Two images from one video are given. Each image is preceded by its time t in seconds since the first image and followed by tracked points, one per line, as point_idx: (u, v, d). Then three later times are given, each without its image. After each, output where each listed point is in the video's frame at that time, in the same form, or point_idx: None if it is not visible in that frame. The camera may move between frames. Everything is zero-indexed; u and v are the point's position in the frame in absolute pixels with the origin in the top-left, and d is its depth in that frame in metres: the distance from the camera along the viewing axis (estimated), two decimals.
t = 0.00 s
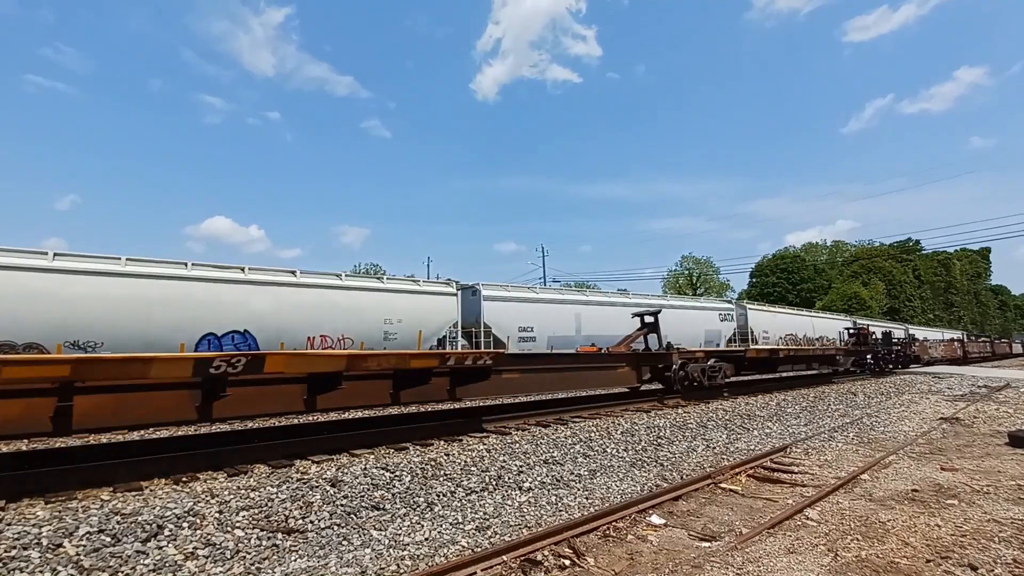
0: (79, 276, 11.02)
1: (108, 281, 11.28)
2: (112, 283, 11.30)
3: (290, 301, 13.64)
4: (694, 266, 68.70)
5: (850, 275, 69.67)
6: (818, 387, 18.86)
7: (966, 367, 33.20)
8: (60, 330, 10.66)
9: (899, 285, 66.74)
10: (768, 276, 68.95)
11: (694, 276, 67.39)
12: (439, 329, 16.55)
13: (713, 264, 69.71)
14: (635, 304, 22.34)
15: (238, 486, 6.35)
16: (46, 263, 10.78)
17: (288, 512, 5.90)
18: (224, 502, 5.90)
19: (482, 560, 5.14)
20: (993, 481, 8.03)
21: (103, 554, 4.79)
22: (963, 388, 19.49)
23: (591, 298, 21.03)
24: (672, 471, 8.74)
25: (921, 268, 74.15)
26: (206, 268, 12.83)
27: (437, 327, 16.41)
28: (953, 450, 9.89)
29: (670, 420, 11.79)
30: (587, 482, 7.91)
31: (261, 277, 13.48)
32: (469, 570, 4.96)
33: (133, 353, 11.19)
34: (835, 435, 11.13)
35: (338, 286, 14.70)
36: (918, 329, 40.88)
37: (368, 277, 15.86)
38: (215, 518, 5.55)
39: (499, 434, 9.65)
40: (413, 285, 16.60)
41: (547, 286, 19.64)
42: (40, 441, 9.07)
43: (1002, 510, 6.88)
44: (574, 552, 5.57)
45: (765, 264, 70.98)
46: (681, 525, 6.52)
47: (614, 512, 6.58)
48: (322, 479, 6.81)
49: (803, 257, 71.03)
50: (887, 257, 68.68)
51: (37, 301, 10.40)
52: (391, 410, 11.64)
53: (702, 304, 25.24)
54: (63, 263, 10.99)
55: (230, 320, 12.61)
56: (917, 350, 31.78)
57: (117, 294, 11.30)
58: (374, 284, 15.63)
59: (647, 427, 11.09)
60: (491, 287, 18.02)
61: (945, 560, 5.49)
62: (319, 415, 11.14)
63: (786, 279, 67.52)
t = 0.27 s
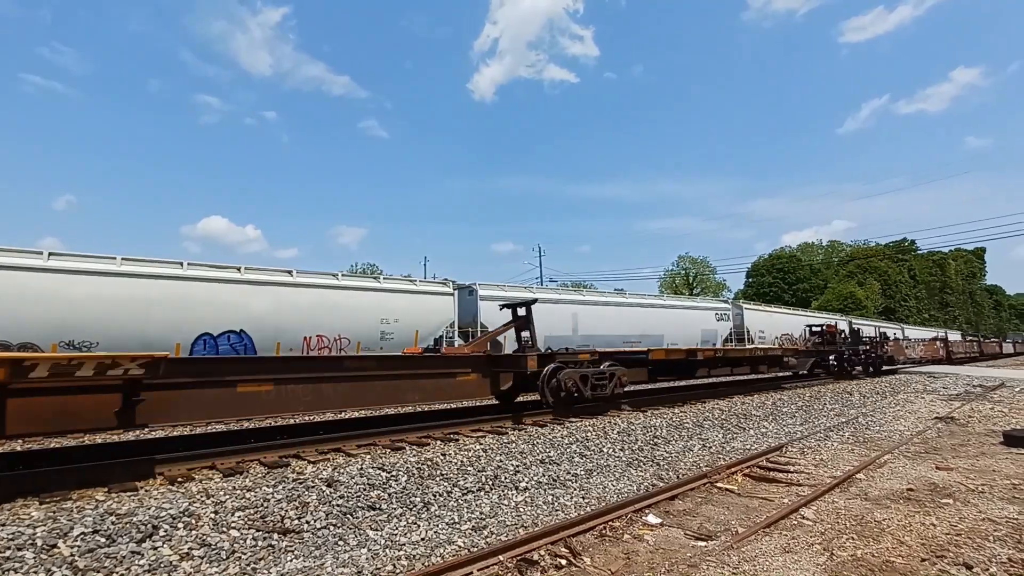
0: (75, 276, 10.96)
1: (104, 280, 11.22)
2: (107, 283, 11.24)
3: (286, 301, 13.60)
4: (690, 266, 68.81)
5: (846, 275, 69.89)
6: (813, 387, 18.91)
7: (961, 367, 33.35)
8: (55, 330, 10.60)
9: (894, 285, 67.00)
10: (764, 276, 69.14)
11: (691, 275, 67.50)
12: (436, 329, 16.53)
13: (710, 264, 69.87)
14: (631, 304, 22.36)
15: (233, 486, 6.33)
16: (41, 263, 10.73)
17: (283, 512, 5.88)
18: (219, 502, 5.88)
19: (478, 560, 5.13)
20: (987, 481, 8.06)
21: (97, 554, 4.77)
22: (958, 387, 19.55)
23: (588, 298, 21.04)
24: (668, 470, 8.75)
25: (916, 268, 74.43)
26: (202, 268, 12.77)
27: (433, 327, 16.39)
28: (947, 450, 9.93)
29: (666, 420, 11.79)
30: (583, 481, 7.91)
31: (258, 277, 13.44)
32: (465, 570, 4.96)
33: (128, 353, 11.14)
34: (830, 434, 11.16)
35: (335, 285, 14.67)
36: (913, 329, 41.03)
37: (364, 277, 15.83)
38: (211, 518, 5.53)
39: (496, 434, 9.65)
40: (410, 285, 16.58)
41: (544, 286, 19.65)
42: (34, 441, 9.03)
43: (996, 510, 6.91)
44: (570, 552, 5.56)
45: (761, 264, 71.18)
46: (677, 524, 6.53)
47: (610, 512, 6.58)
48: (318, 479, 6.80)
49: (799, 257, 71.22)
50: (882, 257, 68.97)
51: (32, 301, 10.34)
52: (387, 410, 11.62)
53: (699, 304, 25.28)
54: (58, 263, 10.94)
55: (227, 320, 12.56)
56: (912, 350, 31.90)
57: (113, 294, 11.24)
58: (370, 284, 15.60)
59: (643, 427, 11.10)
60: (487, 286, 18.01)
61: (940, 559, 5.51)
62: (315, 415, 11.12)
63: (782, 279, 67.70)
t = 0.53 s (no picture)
0: (66, 275, 10.88)
1: (95, 281, 11.15)
2: (99, 283, 11.16)
3: (279, 301, 13.55)
4: (684, 267, 69.02)
5: (838, 276, 70.29)
6: (806, 387, 19.02)
7: (952, 367, 33.61)
8: (45, 331, 10.51)
9: (886, 286, 67.44)
10: (757, 276, 69.45)
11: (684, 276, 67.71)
12: (430, 329, 16.51)
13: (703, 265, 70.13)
14: (625, 304, 22.41)
15: (226, 487, 6.31)
16: (31, 263, 10.63)
17: (277, 514, 5.86)
18: (212, 503, 5.85)
19: (473, 561, 5.13)
20: (977, 480, 8.14)
21: (89, 557, 4.74)
22: (948, 387, 19.69)
23: (582, 298, 21.08)
24: (662, 470, 8.77)
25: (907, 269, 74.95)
26: (194, 268, 12.70)
27: (427, 327, 16.37)
28: (938, 449, 10.01)
29: (660, 420, 11.83)
30: (577, 481, 7.92)
31: (251, 277, 13.39)
32: (459, 570, 4.96)
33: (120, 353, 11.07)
34: (823, 434, 11.23)
35: (329, 286, 14.64)
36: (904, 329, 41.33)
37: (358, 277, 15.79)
38: (203, 520, 5.51)
39: (490, 434, 9.65)
40: (404, 286, 16.56)
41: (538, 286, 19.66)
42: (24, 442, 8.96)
43: (986, 508, 6.98)
44: (565, 552, 5.57)
45: (754, 264, 71.51)
46: (670, 524, 6.55)
47: (604, 512, 6.59)
48: (311, 480, 6.78)
49: (792, 257, 71.56)
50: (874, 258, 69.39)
51: (21, 301, 10.25)
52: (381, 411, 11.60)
53: (692, 304, 25.37)
54: (48, 263, 10.84)
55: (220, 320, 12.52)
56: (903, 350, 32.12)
57: (104, 294, 11.17)
58: (364, 284, 15.56)
59: (637, 427, 11.12)
60: (481, 287, 18.00)
61: (930, 558, 5.56)
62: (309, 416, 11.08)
63: (775, 279, 68.01)
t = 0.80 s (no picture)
0: (53, 274, 10.77)
1: (82, 280, 11.06)
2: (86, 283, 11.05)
3: (270, 301, 13.48)
4: (675, 267, 69.32)
5: (827, 277, 70.85)
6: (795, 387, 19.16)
7: (938, 367, 33.97)
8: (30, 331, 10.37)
9: (874, 286, 68.08)
10: (747, 277, 69.88)
11: (675, 276, 67.99)
12: (421, 329, 16.49)
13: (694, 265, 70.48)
14: (617, 304, 22.48)
15: (215, 489, 6.27)
16: (16, 261, 10.47)
17: (267, 515, 5.83)
18: (201, 505, 5.82)
19: (464, 561, 5.14)
20: (963, 479, 8.24)
21: (75, 559, 4.70)
22: (935, 387, 19.92)
23: (574, 298, 21.11)
24: (653, 470, 8.82)
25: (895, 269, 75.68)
26: (184, 268, 12.61)
27: (419, 327, 16.35)
28: (925, 448, 10.12)
29: (651, 420, 11.88)
30: (568, 481, 7.94)
31: (241, 276, 13.31)
32: (450, 571, 4.96)
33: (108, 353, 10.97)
34: (812, 434, 11.32)
35: (320, 285, 14.59)
36: (892, 330, 41.72)
37: (349, 277, 15.74)
38: (192, 521, 5.48)
39: (481, 435, 9.66)
40: (396, 285, 16.53)
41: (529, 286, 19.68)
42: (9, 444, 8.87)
43: (971, 506, 7.07)
44: (556, 552, 5.59)
45: (744, 265, 71.95)
46: (661, 524, 6.58)
47: (596, 512, 6.61)
48: (302, 481, 6.76)
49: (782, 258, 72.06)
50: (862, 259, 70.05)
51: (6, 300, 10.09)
52: (372, 411, 11.58)
53: (683, 304, 25.49)
54: (33, 262, 10.70)
55: (210, 320, 12.44)
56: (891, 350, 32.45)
57: (92, 293, 11.07)
58: (355, 284, 15.51)
59: (628, 427, 11.16)
60: (473, 287, 18.00)
61: (917, 556, 5.62)
62: (299, 416, 11.04)
63: (765, 279, 68.46)
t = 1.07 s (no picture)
0: (38, 273, 10.63)
1: (67, 279, 10.93)
2: (72, 282, 10.92)
3: (259, 301, 13.39)
4: (664, 267, 69.68)
5: (814, 278, 71.53)
6: (783, 387, 19.33)
7: (922, 367, 34.40)
8: (14, 330, 10.22)
9: (860, 287, 68.80)
10: (736, 278, 70.39)
11: (665, 276, 68.32)
12: (411, 329, 16.45)
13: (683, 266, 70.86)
14: (607, 304, 22.55)
15: (202, 490, 6.22)
16: None
17: (254, 516, 5.80)
18: (188, 506, 5.78)
19: (453, 561, 5.14)
20: (947, 477, 8.36)
21: (59, 562, 4.65)
22: (919, 386, 20.18)
23: (564, 298, 21.15)
24: (642, 469, 8.86)
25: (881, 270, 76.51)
26: (171, 267, 12.50)
27: (409, 327, 16.30)
28: (909, 447, 10.24)
29: (640, 420, 11.93)
30: (558, 481, 7.96)
31: (229, 275, 13.21)
32: (440, 571, 4.97)
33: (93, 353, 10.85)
34: (799, 433, 11.42)
35: (309, 285, 14.50)
36: (877, 331, 42.19)
37: (339, 277, 15.67)
38: (178, 523, 5.43)
39: (471, 434, 9.67)
40: (386, 285, 16.48)
41: (520, 286, 19.69)
42: None
43: (954, 504, 7.17)
44: (545, 552, 5.60)
45: (733, 265, 72.45)
46: (650, 523, 6.62)
47: (585, 511, 6.63)
48: (290, 482, 6.72)
49: (770, 259, 72.64)
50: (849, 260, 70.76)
51: None
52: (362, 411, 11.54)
53: (673, 304, 25.63)
54: (17, 260, 10.54)
55: (197, 319, 12.35)
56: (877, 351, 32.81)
57: (77, 292, 10.94)
58: (345, 283, 15.44)
59: (617, 427, 11.20)
60: (464, 287, 17.98)
61: (901, 553, 5.69)
62: (288, 417, 10.99)
63: (753, 280, 68.99)
